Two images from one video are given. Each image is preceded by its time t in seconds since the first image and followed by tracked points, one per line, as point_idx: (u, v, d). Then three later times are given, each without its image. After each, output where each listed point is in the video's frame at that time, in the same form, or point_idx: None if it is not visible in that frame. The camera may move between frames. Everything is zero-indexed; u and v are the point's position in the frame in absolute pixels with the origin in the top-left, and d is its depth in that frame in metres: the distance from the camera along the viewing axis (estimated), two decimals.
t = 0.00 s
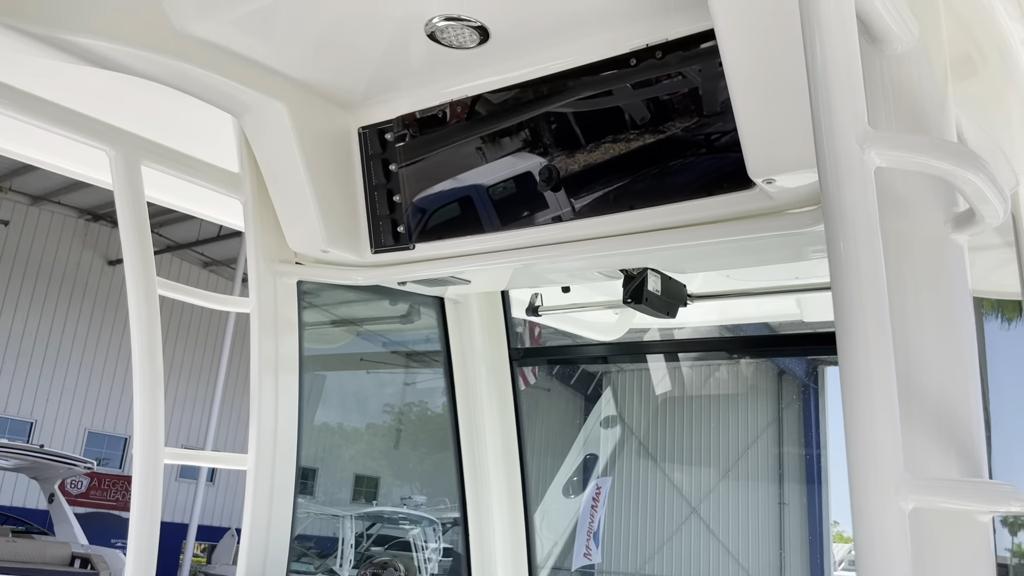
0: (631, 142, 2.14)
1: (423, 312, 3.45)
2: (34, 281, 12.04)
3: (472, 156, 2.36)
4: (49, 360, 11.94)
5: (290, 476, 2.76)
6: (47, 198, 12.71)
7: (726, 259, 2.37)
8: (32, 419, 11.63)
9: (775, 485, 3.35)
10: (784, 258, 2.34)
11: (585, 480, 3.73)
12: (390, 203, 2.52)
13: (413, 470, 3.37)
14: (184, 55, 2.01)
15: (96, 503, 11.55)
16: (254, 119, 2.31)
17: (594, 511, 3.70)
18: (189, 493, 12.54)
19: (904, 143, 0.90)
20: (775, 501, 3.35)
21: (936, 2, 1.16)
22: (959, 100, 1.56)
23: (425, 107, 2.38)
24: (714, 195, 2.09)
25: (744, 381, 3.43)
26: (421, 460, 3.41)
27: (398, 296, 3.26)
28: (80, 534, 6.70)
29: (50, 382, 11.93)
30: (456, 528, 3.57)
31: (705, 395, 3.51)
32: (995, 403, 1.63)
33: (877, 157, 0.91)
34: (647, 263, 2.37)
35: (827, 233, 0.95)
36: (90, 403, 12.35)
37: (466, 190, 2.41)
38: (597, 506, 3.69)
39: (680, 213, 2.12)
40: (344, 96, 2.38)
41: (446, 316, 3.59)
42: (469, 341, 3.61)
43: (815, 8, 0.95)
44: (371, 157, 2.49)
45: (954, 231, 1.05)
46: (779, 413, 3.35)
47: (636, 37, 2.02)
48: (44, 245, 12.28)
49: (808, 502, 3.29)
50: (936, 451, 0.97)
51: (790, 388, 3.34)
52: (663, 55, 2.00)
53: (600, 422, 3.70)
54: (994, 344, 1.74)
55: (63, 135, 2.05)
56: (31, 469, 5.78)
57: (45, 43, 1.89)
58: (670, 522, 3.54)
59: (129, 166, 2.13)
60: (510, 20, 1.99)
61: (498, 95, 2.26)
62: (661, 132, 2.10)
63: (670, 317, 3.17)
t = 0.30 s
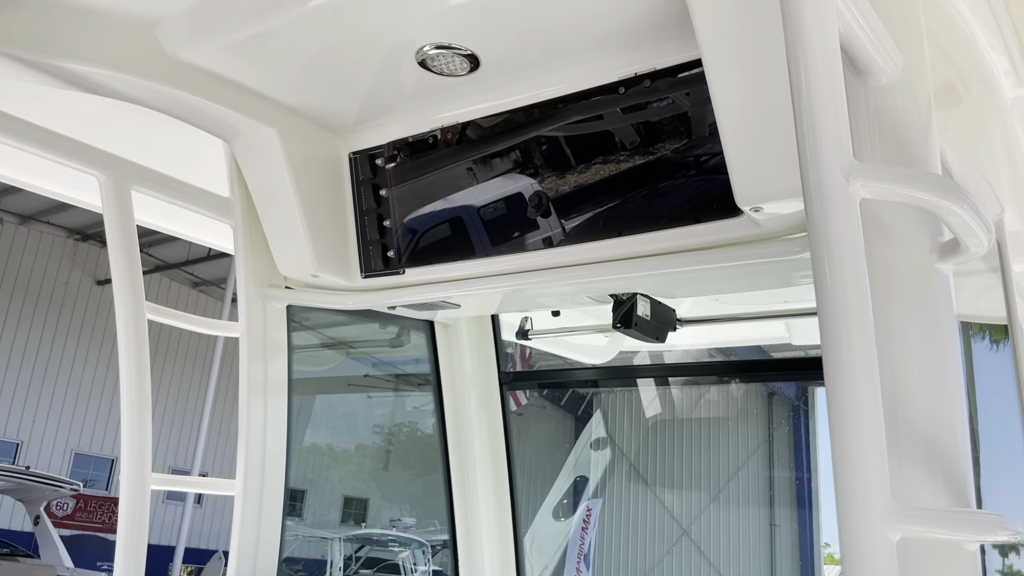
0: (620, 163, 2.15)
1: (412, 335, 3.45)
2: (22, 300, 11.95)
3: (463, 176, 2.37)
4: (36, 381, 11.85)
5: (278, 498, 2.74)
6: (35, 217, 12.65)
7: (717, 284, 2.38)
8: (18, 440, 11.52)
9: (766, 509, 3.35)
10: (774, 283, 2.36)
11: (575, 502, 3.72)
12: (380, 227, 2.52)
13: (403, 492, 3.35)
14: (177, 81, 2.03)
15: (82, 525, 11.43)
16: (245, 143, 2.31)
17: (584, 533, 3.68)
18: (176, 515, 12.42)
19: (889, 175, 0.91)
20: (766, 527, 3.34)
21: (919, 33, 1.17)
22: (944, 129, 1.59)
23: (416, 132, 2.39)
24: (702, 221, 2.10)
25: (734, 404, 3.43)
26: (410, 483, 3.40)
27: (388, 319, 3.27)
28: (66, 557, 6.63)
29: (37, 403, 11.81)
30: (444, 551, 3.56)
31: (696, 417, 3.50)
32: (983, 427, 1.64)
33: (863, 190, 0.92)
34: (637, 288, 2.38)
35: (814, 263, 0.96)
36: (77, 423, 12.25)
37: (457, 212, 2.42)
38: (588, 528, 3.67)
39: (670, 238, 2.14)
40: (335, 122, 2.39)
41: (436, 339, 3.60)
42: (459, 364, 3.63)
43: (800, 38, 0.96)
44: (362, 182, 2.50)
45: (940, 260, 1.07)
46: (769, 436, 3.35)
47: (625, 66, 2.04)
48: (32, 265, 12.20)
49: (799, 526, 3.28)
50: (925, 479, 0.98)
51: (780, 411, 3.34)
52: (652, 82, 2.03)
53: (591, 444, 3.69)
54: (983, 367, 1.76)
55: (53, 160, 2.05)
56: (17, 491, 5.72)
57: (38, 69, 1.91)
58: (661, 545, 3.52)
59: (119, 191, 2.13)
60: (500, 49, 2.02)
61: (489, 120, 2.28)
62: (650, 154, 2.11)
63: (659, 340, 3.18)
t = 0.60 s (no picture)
0: (614, 173, 2.16)
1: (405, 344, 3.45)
2: (13, 310, 11.89)
3: (456, 186, 2.37)
4: (28, 390, 11.79)
5: (271, 509, 2.73)
6: (27, 227, 12.61)
7: (709, 293, 2.38)
8: (9, 450, 11.43)
9: (759, 518, 3.34)
10: (767, 292, 2.37)
11: (569, 512, 3.70)
12: (373, 237, 2.52)
13: (396, 502, 3.34)
14: (170, 91, 2.03)
15: (73, 536, 11.35)
16: (238, 153, 2.31)
17: (577, 543, 3.66)
18: (168, 526, 12.35)
19: (879, 185, 0.91)
20: (760, 536, 3.33)
21: (909, 43, 1.18)
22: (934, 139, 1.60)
23: (409, 141, 2.40)
24: (694, 230, 2.10)
25: (728, 413, 3.43)
26: (403, 493, 3.38)
27: (381, 329, 3.27)
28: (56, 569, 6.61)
29: (28, 414, 11.74)
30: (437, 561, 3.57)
31: (690, 426, 3.49)
32: (975, 435, 1.65)
33: (853, 200, 0.93)
34: (630, 297, 2.39)
35: (805, 272, 0.96)
36: (69, 433, 12.18)
37: (450, 221, 2.42)
38: (581, 538, 3.65)
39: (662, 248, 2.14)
40: (328, 132, 2.40)
41: (428, 348, 3.60)
42: (452, 374, 3.64)
43: (791, 47, 0.97)
44: (355, 193, 2.50)
45: (930, 269, 1.07)
46: (763, 445, 3.34)
47: (617, 76, 2.05)
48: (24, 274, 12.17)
49: (792, 535, 3.28)
50: (918, 489, 0.97)
51: (773, 421, 3.34)
52: (644, 92, 2.04)
53: (584, 453, 3.68)
54: (975, 375, 1.77)
55: (46, 170, 2.05)
56: (7, 504, 5.68)
57: (32, 79, 1.91)
58: (655, 554, 3.51)
59: (111, 201, 2.12)
60: (493, 59, 2.03)
61: (481, 129, 2.28)
62: (643, 163, 2.12)
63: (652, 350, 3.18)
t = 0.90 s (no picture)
0: (610, 169, 2.16)
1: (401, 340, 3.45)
2: (7, 310, 11.88)
3: (453, 183, 2.38)
4: (23, 389, 11.77)
5: (267, 508, 2.72)
6: (20, 226, 12.58)
7: (704, 288, 2.39)
8: (4, 450, 11.42)
9: (755, 513, 3.35)
10: (762, 288, 2.38)
11: (565, 508, 3.71)
12: (369, 233, 2.52)
13: (393, 499, 3.34)
14: (164, 88, 2.03)
15: (69, 535, 11.36)
16: (233, 149, 2.31)
17: (574, 540, 3.66)
18: (165, 525, 12.38)
19: (872, 179, 0.92)
20: (755, 531, 3.34)
21: (902, 40, 1.19)
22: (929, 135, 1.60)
23: (404, 138, 2.39)
24: (689, 226, 2.10)
25: (723, 408, 3.44)
26: (400, 489, 3.38)
27: (377, 325, 3.27)
28: (52, 567, 6.62)
29: (23, 414, 11.74)
30: (433, 558, 3.57)
31: (686, 422, 3.50)
32: (970, 430, 1.65)
33: (848, 193, 0.93)
34: (625, 293, 2.39)
35: (799, 266, 0.96)
36: (64, 432, 12.16)
37: (445, 219, 2.42)
38: (578, 534, 3.66)
39: (657, 243, 2.14)
40: (323, 128, 2.39)
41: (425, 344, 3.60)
42: (448, 370, 3.64)
43: (785, 43, 0.97)
44: (350, 189, 2.50)
45: (925, 263, 1.09)
46: (758, 440, 3.35)
47: (612, 71, 2.05)
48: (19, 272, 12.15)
49: (788, 530, 3.29)
50: (913, 483, 0.98)
51: (769, 415, 3.35)
52: (639, 88, 2.04)
53: (580, 450, 3.68)
54: (970, 371, 1.77)
55: (40, 167, 2.04)
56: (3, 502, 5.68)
57: (25, 77, 1.90)
58: (651, 549, 3.51)
59: (106, 198, 2.11)
60: (487, 55, 2.03)
61: (477, 126, 2.28)
62: (639, 159, 2.12)
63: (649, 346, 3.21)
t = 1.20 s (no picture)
0: (607, 154, 2.17)
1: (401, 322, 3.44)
2: (6, 298, 11.89)
3: (450, 168, 2.37)
4: (23, 377, 11.80)
5: (268, 494, 2.73)
6: (18, 213, 12.57)
7: (702, 268, 2.39)
8: (5, 437, 11.45)
9: (754, 493, 3.37)
10: (760, 267, 2.38)
11: (565, 491, 3.73)
12: (367, 214, 2.52)
13: (393, 484, 3.35)
14: (160, 68, 2.02)
15: (72, 521, 11.42)
16: (230, 132, 2.30)
17: (574, 523, 3.69)
18: (166, 511, 12.47)
19: (872, 153, 0.92)
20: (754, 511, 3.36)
21: (902, 16, 1.18)
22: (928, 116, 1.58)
23: (402, 119, 2.38)
24: (688, 205, 2.11)
25: (722, 390, 3.45)
26: (400, 474, 3.40)
27: (376, 308, 3.27)
28: (54, 553, 6.69)
29: (23, 401, 11.77)
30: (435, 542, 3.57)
31: (684, 404, 3.52)
32: (968, 408, 1.67)
33: (848, 167, 0.93)
34: (624, 273, 2.40)
35: (799, 245, 0.96)
36: (64, 419, 12.20)
37: (444, 204, 2.42)
38: (578, 517, 3.68)
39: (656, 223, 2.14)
40: (320, 109, 2.38)
41: (425, 327, 3.60)
42: (448, 352, 3.63)
43: (785, 18, 0.96)
44: (348, 170, 2.49)
45: (924, 239, 1.08)
46: (756, 420, 3.37)
47: (611, 49, 2.04)
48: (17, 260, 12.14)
49: (786, 510, 3.31)
50: (912, 456, 0.99)
51: (768, 397, 3.37)
52: (637, 67, 2.03)
53: (580, 433, 3.71)
54: (968, 353, 1.78)
55: (36, 149, 2.03)
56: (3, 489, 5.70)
57: (21, 58, 1.88)
58: (651, 532, 3.54)
59: (104, 179, 2.11)
60: (486, 34, 2.02)
61: (475, 108, 2.27)
62: (637, 144, 2.12)
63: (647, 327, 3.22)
